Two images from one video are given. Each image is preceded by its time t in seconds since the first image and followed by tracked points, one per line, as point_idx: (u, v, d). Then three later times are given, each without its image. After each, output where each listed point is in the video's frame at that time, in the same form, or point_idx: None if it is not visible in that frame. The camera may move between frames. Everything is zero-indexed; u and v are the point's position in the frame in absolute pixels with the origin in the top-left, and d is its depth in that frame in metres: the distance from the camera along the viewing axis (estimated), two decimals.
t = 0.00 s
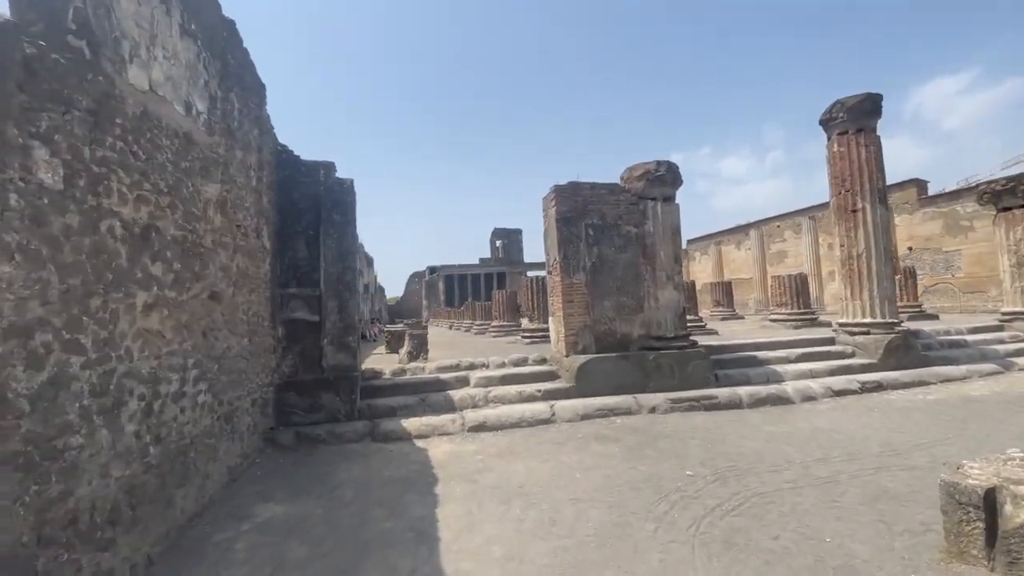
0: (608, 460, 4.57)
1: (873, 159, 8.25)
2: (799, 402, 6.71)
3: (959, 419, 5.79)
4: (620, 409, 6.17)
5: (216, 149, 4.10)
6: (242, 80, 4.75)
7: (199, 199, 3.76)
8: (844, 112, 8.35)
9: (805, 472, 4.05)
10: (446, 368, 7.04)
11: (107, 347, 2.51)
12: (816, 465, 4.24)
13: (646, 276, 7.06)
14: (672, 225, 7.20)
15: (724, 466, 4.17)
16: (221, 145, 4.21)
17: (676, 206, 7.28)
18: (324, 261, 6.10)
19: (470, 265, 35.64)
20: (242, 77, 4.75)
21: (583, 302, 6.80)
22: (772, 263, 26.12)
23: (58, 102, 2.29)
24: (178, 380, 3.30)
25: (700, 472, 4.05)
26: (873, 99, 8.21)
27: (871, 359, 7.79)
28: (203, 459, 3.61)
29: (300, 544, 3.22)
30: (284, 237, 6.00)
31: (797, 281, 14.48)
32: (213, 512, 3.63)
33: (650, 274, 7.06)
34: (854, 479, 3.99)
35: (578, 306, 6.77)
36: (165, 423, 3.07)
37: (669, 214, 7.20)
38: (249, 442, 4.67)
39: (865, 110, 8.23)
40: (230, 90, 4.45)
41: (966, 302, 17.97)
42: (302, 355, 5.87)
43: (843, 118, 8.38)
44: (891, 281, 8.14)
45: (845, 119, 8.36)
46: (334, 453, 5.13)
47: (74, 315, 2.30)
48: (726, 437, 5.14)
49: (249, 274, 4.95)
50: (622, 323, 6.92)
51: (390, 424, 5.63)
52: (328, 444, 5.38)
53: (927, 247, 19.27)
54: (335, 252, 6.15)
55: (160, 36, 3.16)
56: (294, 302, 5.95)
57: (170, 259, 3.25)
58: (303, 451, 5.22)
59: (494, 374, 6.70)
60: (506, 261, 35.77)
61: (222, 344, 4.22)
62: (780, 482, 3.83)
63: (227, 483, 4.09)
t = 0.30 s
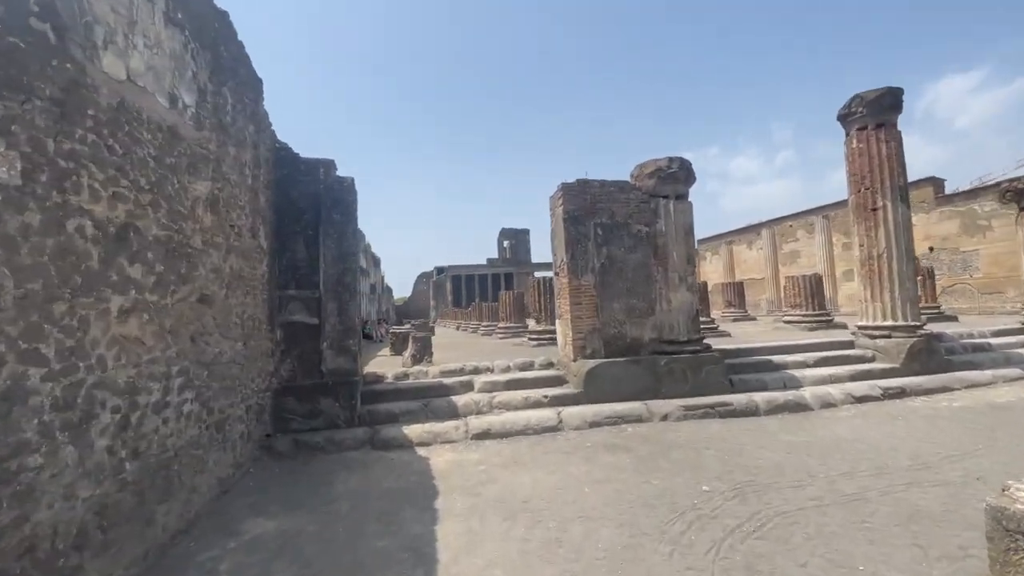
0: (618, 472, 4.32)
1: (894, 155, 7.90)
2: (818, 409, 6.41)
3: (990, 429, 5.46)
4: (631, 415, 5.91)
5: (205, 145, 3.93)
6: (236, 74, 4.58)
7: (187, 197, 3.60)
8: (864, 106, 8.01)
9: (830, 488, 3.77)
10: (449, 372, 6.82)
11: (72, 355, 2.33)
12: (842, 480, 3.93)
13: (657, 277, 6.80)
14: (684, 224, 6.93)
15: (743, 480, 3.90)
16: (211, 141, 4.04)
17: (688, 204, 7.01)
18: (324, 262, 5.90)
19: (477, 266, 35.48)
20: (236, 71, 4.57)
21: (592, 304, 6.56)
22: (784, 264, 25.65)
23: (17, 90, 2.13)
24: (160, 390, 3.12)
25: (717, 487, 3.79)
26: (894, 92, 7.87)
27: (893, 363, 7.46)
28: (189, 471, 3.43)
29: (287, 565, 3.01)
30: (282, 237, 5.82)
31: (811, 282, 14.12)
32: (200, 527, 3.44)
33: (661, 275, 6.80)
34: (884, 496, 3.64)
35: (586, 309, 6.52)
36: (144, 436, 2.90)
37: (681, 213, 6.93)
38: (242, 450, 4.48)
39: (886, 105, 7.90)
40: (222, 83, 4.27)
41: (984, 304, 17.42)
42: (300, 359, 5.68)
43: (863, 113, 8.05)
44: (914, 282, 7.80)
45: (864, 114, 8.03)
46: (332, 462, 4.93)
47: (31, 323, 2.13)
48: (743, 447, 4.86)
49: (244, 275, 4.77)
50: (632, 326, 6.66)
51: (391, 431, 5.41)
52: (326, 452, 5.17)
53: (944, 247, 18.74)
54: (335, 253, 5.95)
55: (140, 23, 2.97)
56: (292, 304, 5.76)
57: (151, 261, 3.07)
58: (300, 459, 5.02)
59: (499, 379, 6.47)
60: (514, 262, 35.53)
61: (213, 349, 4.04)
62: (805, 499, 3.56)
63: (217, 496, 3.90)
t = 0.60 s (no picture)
0: (629, 478, 4.10)
1: (911, 150, 7.65)
2: (833, 412, 6.18)
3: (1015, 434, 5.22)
4: (639, 418, 5.69)
5: (194, 131, 3.74)
6: (229, 58, 4.36)
7: (173, 185, 3.43)
8: (880, 99, 7.76)
9: (857, 498, 3.54)
10: (451, 372, 6.60)
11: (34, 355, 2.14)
12: (867, 489, 3.67)
13: (666, 274, 6.57)
14: (695, 220, 6.69)
15: (762, 490, 3.68)
16: (200, 128, 3.85)
17: (699, 199, 6.78)
18: (322, 257, 5.66)
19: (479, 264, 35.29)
20: (229, 55, 4.36)
21: (599, 302, 6.34)
22: (789, 262, 25.39)
23: None
24: (141, 392, 2.93)
25: (735, 497, 3.57)
26: (910, 85, 7.61)
27: (908, 364, 7.22)
28: (172, 478, 3.24)
29: None
30: (279, 231, 5.61)
31: (819, 280, 13.90)
32: (185, 538, 3.24)
33: (671, 273, 6.57)
34: (913, 507, 3.36)
35: (593, 307, 6.30)
36: (122, 442, 2.71)
37: (692, 208, 6.69)
38: (233, 454, 4.28)
39: (902, 98, 7.64)
40: (214, 67, 4.06)
41: (992, 304, 17.10)
42: (297, 357, 5.46)
43: (878, 106, 7.80)
44: (930, 282, 7.54)
45: (880, 107, 7.78)
46: (328, 465, 4.72)
47: None
48: (759, 453, 4.63)
49: (238, 270, 4.56)
50: (641, 325, 6.44)
51: (390, 433, 5.20)
52: (322, 455, 4.96)
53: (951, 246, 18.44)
54: (333, 248, 5.70)
55: None
56: (288, 301, 5.55)
57: (132, 254, 2.89)
58: (295, 462, 4.82)
59: (503, 379, 6.25)
60: (516, 260, 35.30)
61: (203, 347, 3.84)
62: (830, 510, 3.33)
63: (205, 503, 3.70)
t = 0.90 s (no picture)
0: (635, 488, 3.90)
1: (918, 148, 7.50)
2: (838, 416, 6.04)
3: None
4: (642, 422, 5.51)
5: (174, 116, 3.52)
6: (213, 39, 4.11)
7: (149, 172, 3.23)
8: (887, 96, 7.60)
9: (875, 512, 3.37)
10: (447, 373, 6.38)
11: None
12: (884, 501, 3.50)
13: (669, 273, 6.38)
14: (699, 217, 6.50)
15: (775, 502, 3.50)
16: (181, 112, 3.62)
17: (703, 196, 6.58)
18: (312, 252, 5.39)
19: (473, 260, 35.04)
20: (212, 36, 4.10)
21: (600, 302, 6.14)
22: (784, 261, 25.38)
23: None
24: (110, 399, 2.71)
25: (748, 510, 3.39)
26: (918, 82, 7.46)
27: (913, 367, 7.09)
28: (146, 491, 3.02)
29: None
30: (267, 224, 5.35)
31: (818, 280, 13.81)
32: (161, 554, 3.02)
33: (674, 272, 6.38)
34: (935, 522, 3.19)
35: (594, 307, 6.10)
36: (89, 453, 2.50)
37: (696, 205, 6.50)
38: (216, 460, 4.05)
39: (910, 95, 7.49)
40: (196, 48, 3.81)
41: (988, 305, 17.12)
42: (286, 357, 5.22)
43: (885, 103, 7.64)
44: (935, 283, 7.42)
45: (886, 104, 7.63)
46: (317, 471, 4.50)
47: None
48: (767, 460, 4.47)
49: (222, 265, 4.32)
50: (643, 325, 6.25)
51: (383, 437, 4.97)
52: (312, 460, 4.73)
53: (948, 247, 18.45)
54: (324, 243, 5.45)
55: None
56: (277, 298, 5.29)
57: (101, 247, 2.68)
58: (283, 468, 4.59)
59: (500, 380, 6.04)
60: (510, 256, 35.03)
61: (183, 347, 3.61)
62: (849, 526, 3.16)
63: (184, 514, 3.48)
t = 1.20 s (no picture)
0: (630, 495, 3.70)
1: (914, 148, 7.41)
2: (833, 418, 5.92)
3: None
4: (634, 423, 5.32)
5: (136, 87, 3.20)
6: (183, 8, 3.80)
7: (104, 147, 2.90)
8: (884, 94, 7.50)
9: (882, 522, 3.21)
10: (432, 371, 6.12)
11: None
12: (891, 510, 3.34)
13: (664, 270, 6.19)
14: (695, 213, 6.32)
15: (779, 512, 3.32)
16: (145, 84, 3.30)
17: (699, 191, 6.40)
18: (290, 241, 5.08)
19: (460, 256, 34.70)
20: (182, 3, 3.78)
21: (593, 298, 5.93)
22: (770, 261, 25.54)
23: None
24: (52, 400, 2.45)
25: (751, 521, 3.20)
26: (916, 80, 7.37)
27: (905, 368, 7.02)
28: (96, 501, 2.75)
29: None
30: (241, 211, 5.02)
31: (806, 280, 13.82)
32: (112, 570, 2.75)
33: (668, 269, 6.19)
34: (947, 533, 3.08)
35: (587, 304, 5.89)
36: (24, 462, 2.26)
37: (692, 200, 6.32)
38: (181, 464, 3.75)
39: (907, 93, 7.40)
40: (162, 15, 3.49)
41: (971, 307, 17.37)
42: (261, 353, 4.91)
43: (882, 101, 7.54)
44: (928, 284, 7.36)
45: (883, 102, 7.53)
46: (292, 475, 4.21)
47: None
48: (766, 465, 4.30)
49: (191, 253, 4.00)
50: (636, 324, 6.06)
51: (363, 438, 4.70)
52: (286, 463, 4.44)
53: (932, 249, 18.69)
54: (303, 232, 5.14)
55: None
56: (252, 290, 4.98)
57: (43, 228, 2.41)
58: (255, 471, 4.30)
59: (488, 379, 5.80)
60: (497, 252, 34.69)
61: (143, 342, 3.30)
62: (857, 538, 2.99)
63: (142, 525, 3.19)
